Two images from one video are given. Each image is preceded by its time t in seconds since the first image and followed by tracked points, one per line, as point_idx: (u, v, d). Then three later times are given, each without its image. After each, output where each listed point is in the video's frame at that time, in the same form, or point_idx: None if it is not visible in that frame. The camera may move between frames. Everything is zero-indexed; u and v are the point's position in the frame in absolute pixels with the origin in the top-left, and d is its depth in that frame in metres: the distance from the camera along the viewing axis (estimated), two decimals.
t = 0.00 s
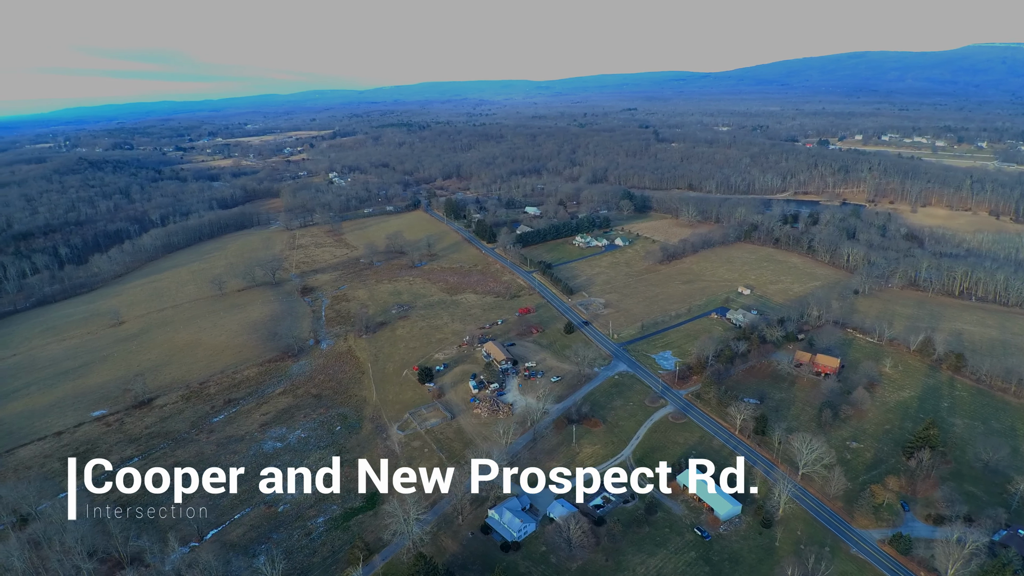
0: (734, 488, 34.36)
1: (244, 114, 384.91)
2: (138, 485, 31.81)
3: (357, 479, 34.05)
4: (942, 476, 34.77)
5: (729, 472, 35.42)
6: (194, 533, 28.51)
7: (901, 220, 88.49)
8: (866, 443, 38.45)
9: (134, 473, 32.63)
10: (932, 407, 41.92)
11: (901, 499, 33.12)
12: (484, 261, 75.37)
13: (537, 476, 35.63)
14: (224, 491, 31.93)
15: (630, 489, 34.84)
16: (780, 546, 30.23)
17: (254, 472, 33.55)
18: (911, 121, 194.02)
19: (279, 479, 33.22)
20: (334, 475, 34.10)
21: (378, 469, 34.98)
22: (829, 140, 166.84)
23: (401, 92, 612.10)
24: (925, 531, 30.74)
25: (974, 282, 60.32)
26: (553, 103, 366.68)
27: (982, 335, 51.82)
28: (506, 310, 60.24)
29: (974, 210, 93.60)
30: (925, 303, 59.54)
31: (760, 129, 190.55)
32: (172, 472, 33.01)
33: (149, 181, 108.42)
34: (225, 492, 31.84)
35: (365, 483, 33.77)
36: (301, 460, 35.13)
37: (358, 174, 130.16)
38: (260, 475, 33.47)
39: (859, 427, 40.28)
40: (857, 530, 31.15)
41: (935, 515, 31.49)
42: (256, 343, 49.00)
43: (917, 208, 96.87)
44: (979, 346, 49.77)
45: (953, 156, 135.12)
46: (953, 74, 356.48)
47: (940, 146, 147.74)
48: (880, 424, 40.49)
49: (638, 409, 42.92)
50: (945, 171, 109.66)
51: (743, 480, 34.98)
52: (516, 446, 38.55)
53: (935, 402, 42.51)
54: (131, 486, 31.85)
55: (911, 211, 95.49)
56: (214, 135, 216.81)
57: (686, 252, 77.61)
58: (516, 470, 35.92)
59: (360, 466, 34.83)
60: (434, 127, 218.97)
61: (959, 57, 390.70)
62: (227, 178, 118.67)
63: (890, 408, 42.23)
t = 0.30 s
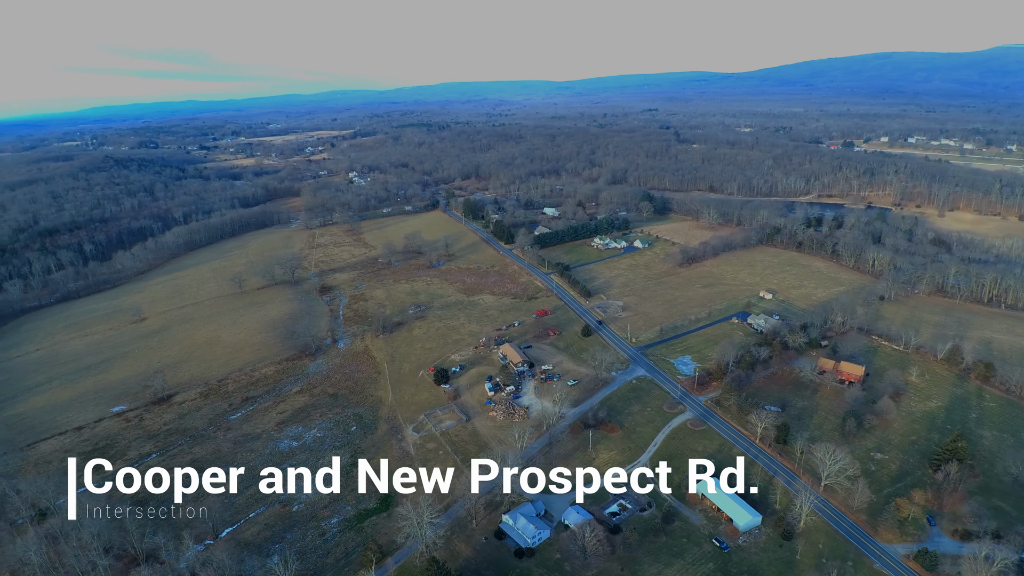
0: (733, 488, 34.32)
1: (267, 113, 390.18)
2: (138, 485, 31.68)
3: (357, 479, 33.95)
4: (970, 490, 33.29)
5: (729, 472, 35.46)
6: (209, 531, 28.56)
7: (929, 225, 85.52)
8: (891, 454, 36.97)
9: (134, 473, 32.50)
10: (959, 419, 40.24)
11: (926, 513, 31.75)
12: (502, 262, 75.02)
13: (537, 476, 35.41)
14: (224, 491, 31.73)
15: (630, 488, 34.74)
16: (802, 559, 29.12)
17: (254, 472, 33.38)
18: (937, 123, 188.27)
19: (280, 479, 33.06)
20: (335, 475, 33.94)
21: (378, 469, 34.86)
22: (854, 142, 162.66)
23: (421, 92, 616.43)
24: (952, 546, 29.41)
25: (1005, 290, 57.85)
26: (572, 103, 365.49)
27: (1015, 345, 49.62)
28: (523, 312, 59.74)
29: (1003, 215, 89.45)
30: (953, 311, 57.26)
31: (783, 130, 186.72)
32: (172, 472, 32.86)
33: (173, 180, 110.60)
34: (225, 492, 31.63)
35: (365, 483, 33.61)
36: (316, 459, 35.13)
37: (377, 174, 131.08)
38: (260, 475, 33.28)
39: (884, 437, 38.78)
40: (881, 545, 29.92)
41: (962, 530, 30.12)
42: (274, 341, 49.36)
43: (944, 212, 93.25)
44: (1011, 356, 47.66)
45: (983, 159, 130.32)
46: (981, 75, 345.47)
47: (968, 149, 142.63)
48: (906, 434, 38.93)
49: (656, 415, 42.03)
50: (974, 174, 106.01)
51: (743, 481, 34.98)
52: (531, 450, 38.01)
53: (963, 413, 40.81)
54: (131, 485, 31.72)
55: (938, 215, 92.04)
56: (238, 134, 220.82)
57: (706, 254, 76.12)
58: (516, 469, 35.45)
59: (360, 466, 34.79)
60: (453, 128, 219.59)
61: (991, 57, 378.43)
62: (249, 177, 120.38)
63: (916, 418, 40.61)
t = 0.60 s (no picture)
0: (733, 488, 34.14)
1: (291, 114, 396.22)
2: (138, 485, 31.64)
3: (356, 479, 33.80)
4: (1001, 506, 31.68)
5: (729, 472, 35.35)
6: (225, 528, 28.68)
7: (959, 229, 82.26)
8: (919, 467, 35.41)
9: (134, 473, 32.48)
10: (990, 431, 38.44)
11: (955, 528, 30.33)
12: (521, 263, 74.53)
13: (537, 476, 34.95)
14: (223, 491, 31.63)
15: (631, 490, 34.48)
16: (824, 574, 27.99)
17: (254, 472, 33.21)
18: (968, 126, 181.84)
19: (280, 479, 32.88)
20: (334, 475, 33.73)
21: (378, 469, 34.68)
22: (882, 144, 157.92)
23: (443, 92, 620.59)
24: (982, 565, 28.00)
25: None
26: (592, 104, 364.00)
27: None
28: (541, 314, 59.16)
29: None
30: (984, 319, 54.80)
31: (809, 132, 182.26)
32: (172, 472, 32.84)
33: (198, 178, 112.86)
34: (225, 492, 31.53)
35: (365, 483, 33.43)
36: (332, 459, 35.12)
37: (398, 173, 131.96)
38: (260, 475, 33.14)
39: (912, 449, 37.18)
40: (907, 561, 28.64)
41: (992, 548, 28.69)
42: (293, 340, 49.74)
43: (974, 217, 89.48)
44: None
45: (1016, 163, 124.96)
46: (1016, 75, 332.68)
47: (1000, 153, 136.89)
48: (935, 447, 37.27)
49: (676, 422, 41.06)
50: (1008, 178, 101.88)
51: (743, 480, 34.79)
52: (548, 454, 37.45)
53: (995, 426, 38.94)
54: (131, 486, 31.71)
55: (968, 220, 88.35)
56: (262, 134, 224.92)
57: (729, 258, 74.44)
58: (516, 469, 35.28)
59: (360, 466, 34.59)
60: (474, 128, 219.95)
61: None
62: (272, 176, 122.14)
63: (946, 430, 38.87)
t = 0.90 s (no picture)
0: (733, 488, 34.05)
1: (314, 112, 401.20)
2: (138, 485, 31.51)
3: (356, 479, 33.60)
4: None
5: (729, 472, 35.23)
6: (240, 527, 28.74)
7: (990, 234, 79.11)
8: (947, 480, 33.94)
9: (134, 473, 32.35)
10: None
11: (984, 545, 28.95)
12: (539, 264, 73.99)
13: (537, 476, 34.85)
14: (223, 491, 31.49)
15: (630, 489, 34.39)
16: None
17: (271, 472, 33.29)
18: (998, 128, 175.38)
19: (279, 479, 32.76)
20: (334, 475, 33.55)
21: (378, 469, 34.51)
22: (909, 146, 153.24)
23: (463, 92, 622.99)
24: None
25: None
26: (612, 103, 361.28)
27: None
28: (559, 316, 58.54)
29: None
30: (1018, 328, 52.47)
31: (834, 133, 177.77)
32: (171, 472, 32.72)
33: (222, 177, 114.89)
34: (224, 492, 31.40)
35: (365, 483, 33.25)
36: (348, 459, 35.13)
37: (418, 173, 132.59)
38: (260, 475, 33.01)
39: (940, 461, 35.68)
40: None
41: None
42: (312, 338, 50.04)
43: (1006, 222, 85.97)
44: None
45: None
46: None
47: None
48: (964, 459, 35.71)
49: (695, 428, 40.08)
50: None
51: (743, 480, 34.64)
52: (564, 458, 36.86)
53: None
54: (131, 486, 31.57)
55: (1000, 224, 84.95)
56: (285, 133, 228.41)
57: (751, 261, 72.76)
58: (516, 469, 35.26)
59: (360, 465, 34.40)
60: (493, 128, 219.87)
61: None
62: (294, 175, 123.66)
63: (976, 442, 37.24)
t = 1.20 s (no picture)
0: (733, 488, 34.01)
1: (336, 111, 405.14)
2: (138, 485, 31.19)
3: (356, 479, 33.44)
4: None
5: (729, 472, 35.19)
6: (254, 526, 28.79)
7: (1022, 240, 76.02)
8: (974, 494, 32.55)
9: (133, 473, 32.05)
10: None
11: (1014, 563, 27.62)
12: (557, 265, 73.37)
13: (537, 476, 34.62)
14: (224, 491, 31.48)
15: (630, 489, 34.21)
16: None
17: (287, 472, 33.33)
18: None
19: (279, 479, 32.63)
20: (334, 475, 33.41)
21: (378, 469, 34.39)
22: (936, 148, 148.52)
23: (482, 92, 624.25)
24: None
25: None
26: (630, 104, 358.57)
27: None
28: (576, 318, 57.87)
29: None
30: None
31: (858, 134, 173.49)
32: (171, 472, 32.72)
33: (243, 175, 116.62)
34: (224, 492, 31.37)
35: (365, 483, 33.13)
36: (362, 459, 35.06)
37: (437, 173, 132.98)
38: (260, 474, 32.89)
39: (967, 474, 34.23)
40: None
41: None
42: (329, 337, 50.26)
43: None
44: None
45: None
46: None
47: None
48: (994, 473, 34.19)
49: (714, 435, 39.10)
50: None
51: (743, 480, 34.64)
52: (579, 463, 36.26)
53: None
54: (131, 485, 31.18)
55: None
56: (306, 132, 231.42)
57: (773, 264, 71.00)
58: (516, 469, 35.04)
59: (360, 466, 34.31)
60: (512, 128, 219.66)
61: None
62: (314, 174, 124.95)
63: (1006, 455, 35.65)
